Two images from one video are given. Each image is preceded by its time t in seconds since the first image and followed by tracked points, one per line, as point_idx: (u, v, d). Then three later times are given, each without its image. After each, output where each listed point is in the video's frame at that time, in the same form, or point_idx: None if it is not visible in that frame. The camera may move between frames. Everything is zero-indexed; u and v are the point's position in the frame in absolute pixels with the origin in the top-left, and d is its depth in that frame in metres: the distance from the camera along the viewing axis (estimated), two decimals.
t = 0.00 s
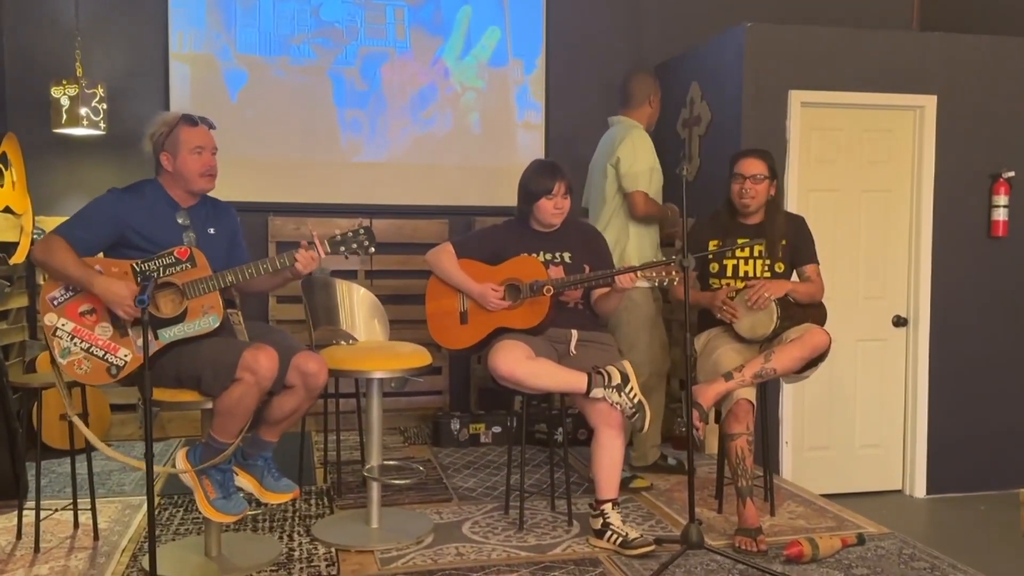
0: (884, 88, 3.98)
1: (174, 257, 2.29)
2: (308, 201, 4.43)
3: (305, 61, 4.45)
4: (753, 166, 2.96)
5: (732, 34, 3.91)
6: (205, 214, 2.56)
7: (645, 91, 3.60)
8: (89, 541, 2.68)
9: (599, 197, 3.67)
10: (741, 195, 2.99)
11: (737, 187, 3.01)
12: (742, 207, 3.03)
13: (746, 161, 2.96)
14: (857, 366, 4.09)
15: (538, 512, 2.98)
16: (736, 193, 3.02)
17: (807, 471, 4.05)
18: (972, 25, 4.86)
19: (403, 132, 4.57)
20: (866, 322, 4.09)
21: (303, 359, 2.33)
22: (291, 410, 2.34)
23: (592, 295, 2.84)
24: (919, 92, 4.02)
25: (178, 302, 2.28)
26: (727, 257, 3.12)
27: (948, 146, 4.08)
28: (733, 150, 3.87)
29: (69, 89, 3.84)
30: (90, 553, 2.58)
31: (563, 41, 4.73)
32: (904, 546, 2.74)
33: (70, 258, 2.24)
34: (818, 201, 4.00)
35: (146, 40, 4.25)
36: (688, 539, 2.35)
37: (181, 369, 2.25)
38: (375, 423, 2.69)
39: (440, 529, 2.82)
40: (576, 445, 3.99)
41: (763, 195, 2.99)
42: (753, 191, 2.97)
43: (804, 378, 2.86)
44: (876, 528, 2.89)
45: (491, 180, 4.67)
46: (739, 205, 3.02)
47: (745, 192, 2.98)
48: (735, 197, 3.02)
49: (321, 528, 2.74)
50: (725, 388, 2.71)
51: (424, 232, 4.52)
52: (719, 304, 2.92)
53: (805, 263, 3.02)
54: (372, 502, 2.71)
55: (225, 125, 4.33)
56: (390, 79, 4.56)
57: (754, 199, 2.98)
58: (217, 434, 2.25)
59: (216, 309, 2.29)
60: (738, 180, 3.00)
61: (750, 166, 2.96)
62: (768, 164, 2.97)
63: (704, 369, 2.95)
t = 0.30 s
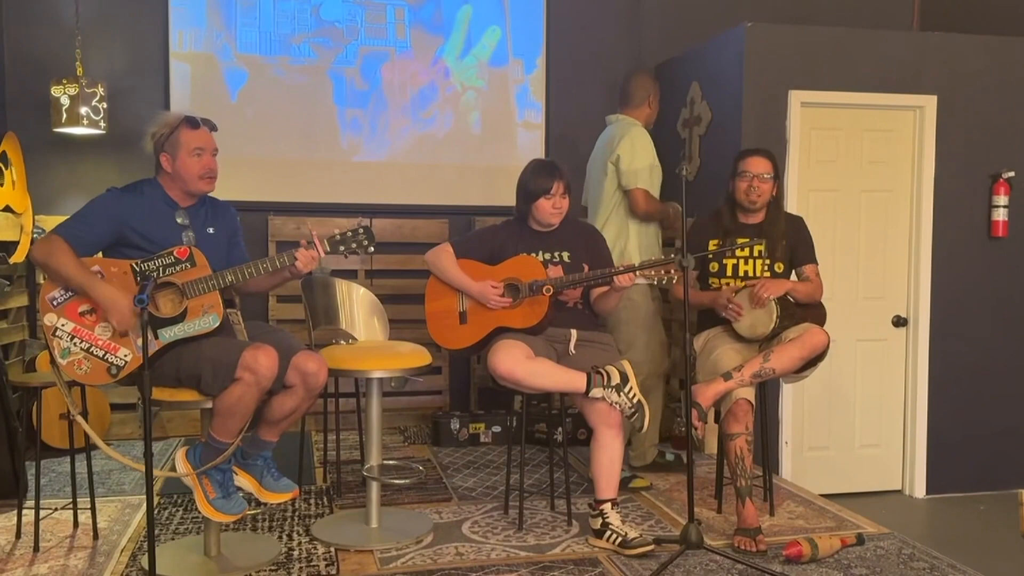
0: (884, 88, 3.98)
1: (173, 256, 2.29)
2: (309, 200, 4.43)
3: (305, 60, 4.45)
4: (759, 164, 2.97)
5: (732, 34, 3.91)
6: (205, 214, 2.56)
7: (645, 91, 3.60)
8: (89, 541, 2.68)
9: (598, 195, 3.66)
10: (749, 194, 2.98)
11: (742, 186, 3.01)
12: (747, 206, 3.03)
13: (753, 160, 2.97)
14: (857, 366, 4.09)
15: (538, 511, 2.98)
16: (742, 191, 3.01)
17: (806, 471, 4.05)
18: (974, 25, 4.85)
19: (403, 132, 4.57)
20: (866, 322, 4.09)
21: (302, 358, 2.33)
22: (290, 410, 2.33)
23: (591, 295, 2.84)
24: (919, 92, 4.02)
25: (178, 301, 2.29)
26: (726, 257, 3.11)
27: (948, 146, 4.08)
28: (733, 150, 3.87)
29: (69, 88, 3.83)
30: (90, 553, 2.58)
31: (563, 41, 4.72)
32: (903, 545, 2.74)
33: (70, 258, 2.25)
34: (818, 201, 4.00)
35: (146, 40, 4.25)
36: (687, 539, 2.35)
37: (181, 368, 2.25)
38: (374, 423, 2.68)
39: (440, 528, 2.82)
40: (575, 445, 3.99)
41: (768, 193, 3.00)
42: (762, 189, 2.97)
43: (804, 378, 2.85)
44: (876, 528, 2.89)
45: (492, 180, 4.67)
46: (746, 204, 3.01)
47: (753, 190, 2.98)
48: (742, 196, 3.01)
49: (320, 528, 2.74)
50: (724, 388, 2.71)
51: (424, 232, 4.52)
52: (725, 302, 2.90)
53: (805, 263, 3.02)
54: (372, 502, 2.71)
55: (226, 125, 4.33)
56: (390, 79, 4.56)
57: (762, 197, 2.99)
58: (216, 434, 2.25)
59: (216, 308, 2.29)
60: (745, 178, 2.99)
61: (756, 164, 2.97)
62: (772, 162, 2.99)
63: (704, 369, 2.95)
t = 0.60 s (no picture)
0: (886, 87, 3.97)
1: (175, 255, 2.29)
2: (309, 199, 4.43)
3: (307, 59, 4.44)
4: (763, 162, 2.95)
5: (734, 33, 3.90)
6: (205, 213, 2.56)
7: (646, 90, 3.60)
8: (91, 539, 2.68)
9: (598, 197, 3.66)
10: (753, 192, 2.97)
11: (747, 183, 2.99)
12: (751, 203, 3.01)
13: (758, 157, 2.95)
14: (858, 365, 4.09)
15: (539, 510, 2.99)
16: (746, 189, 2.99)
17: (808, 470, 4.05)
18: (976, 24, 4.85)
19: (405, 131, 4.57)
20: (868, 321, 4.08)
21: (304, 357, 2.33)
22: (292, 408, 2.33)
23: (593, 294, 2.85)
24: (921, 91, 4.01)
25: (179, 300, 2.28)
26: (728, 256, 3.12)
27: (950, 146, 4.07)
28: (735, 149, 3.87)
29: (71, 87, 3.84)
30: (92, 551, 2.59)
31: (565, 40, 4.72)
32: (905, 545, 2.74)
33: (72, 258, 2.25)
34: (819, 200, 3.99)
35: (148, 39, 4.25)
36: (688, 538, 2.35)
37: (182, 367, 2.25)
38: (376, 422, 2.69)
39: (441, 527, 2.82)
40: (577, 444, 3.99)
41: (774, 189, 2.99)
42: (766, 186, 2.96)
43: (807, 377, 2.85)
44: (878, 528, 2.89)
45: (493, 179, 4.67)
46: (751, 202, 3.00)
47: (758, 188, 2.96)
48: (745, 194, 3.00)
49: (322, 526, 2.74)
50: (726, 387, 2.71)
51: (425, 231, 4.52)
52: (720, 303, 2.91)
53: (807, 262, 3.02)
54: (373, 501, 2.71)
55: (227, 124, 4.33)
56: (392, 78, 4.56)
57: (766, 194, 2.97)
58: (218, 432, 2.25)
59: (218, 307, 2.30)
60: (749, 176, 2.98)
61: (759, 162, 2.95)
62: (774, 158, 2.97)
63: (705, 368, 2.95)
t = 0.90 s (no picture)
0: (888, 86, 3.97)
1: (176, 254, 2.29)
2: (311, 199, 4.43)
3: (308, 59, 4.44)
4: (765, 167, 2.95)
5: (735, 32, 3.90)
6: (207, 213, 2.56)
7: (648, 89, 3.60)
8: (92, 539, 2.68)
9: (601, 195, 3.65)
10: (757, 199, 2.97)
11: (750, 189, 2.99)
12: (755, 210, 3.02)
13: (760, 162, 2.95)
14: (860, 365, 4.08)
15: (541, 510, 2.99)
16: (749, 195, 3.00)
17: (809, 469, 4.04)
18: (978, 23, 4.84)
19: (406, 130, 4.57)
20: (869, 320, 4.08)
21: (306, 356, 2.33)
22: (293, 407, 2.33)
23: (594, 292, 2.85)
24: (923, 90, 4.01)
25: (181, 298, 2.29)
26: (730, 256, 3.12)
27: (951, 145, 4.07)
28: (736, 149, 3.87)
29: (73, 87, 3.84)
30: (93, 550, 2.59)
31: (567, 39, 4.72)
32: (907, 544, 2.73)
33: (73, 258, 2.25)
34: (820, 199, 3.99)
35: (149, 38, 4.25)
36: (690, 537, 2.35)
37: (184, 366, 2.25)
38: (377, 421, 2.69)
39: (442, 527, 2.82)
40: (578, 444, 3.99)
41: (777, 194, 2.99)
42: (769, 192, 2.96)
43: (809, 376, 2.84)
44: (879, 527, 2.89)
45: (495, 179, 4.67)
46: (755, 208, 3.00)
47: (761, 195, 2.96)
48: (748, 201, 3.00)
49: (323, 526, 2.74)
50: (727, 387, 2.71)
51: (426, 230, 4.52)
52: (722, 302, 2.92)
53: (809, 262, 3.01)
54: (375, 500, 2.71)
55: (228, 124, 4.33)
56: (393, 77, 4.56)
57: (769, 199, 2.97)
58: (219, 431, 2.25)
59: (220, 306, 2.30)
60: (752, 183, 2.97)
61: (762, 167, 2.95)
62: (777, 162, 2.97)
63: (706, 368, 2.95)
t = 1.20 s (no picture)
0: (890, 85, 3.97)
1: (179, 253, 2.29)
2: (312, 198, 4.43)
3: (309, 58, 4.44)
4: (769, 162, 2.95)
5: (737, 31, 3.89)
6: (209, 210, 2.56)
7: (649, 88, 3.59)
8: (94, 538, 2.68)
9: (604, 192, 3.65)
10: (764, 193, 2.96)
11: (756, 184, 2.97)
12: (759, 205, 3.00)
13: (764, 158, 2.95)
14: (862, 364, 4.08)
15: (542, 509, 2.98)
16: (754, 191, 2.98)
17: (811, 469, 4.04)
18: (979, 22, 4.83)
19: (408, 130, 4.57)
20: (872, 319, 4.08)
21: (308, 356, 2.33)
22: (295, 407, 2.33)
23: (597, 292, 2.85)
24: (925, 89, 4.00)
25: (183, 297, 2.28)
26: (731, 255, 3.11)
27: (954, 144, 4.06)
28: (738, 148, 3.86)
29: (74, 86, 3.84)
30: (95, 550, 2.59)
31: (568, 38, 4.71)
32: (909, 544, 2.73)
33: (76, 256, 2.25)
34: (822, 198, 3.98)
35: (151, 38, 4.25)
36: (692, 537, 2.35)
37: (186, 366, 2.25)
38: (378, 421, 2.69)
39: (444, 526, 2.82)
40: (580, 443, 3.98)
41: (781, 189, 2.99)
42: (774, 187, 2.95)
43: (811, 376, 2.84)
44: (881, 526, 2.89)
45: (496, 178, 4.67)
46: (761, 203, 2.99)
47: (768, 189, 2.95)
48: (754, 196, 2.98)
49: (325, 525, 2.74)
50: (729, 386, 2.71)
51: (427, 230, 4.52)
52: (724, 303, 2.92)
53: (810, 261, 3.01)
54: (376, 499, 2.71)
55: (229, 123, 4.33)
56: (395, 76, 4.56)
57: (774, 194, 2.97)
58: (221, 431, 2.25)
59: (222, 305, 2.30)
60: (757, 178, 2.96)
61: (767, 162, 2.95)
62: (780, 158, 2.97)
63: (708, 367, 2.95)
